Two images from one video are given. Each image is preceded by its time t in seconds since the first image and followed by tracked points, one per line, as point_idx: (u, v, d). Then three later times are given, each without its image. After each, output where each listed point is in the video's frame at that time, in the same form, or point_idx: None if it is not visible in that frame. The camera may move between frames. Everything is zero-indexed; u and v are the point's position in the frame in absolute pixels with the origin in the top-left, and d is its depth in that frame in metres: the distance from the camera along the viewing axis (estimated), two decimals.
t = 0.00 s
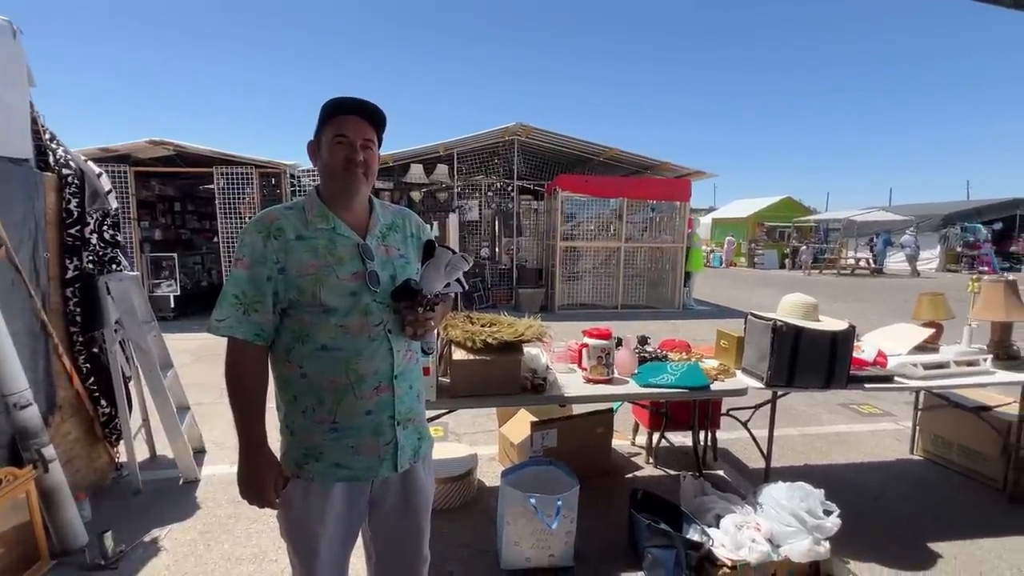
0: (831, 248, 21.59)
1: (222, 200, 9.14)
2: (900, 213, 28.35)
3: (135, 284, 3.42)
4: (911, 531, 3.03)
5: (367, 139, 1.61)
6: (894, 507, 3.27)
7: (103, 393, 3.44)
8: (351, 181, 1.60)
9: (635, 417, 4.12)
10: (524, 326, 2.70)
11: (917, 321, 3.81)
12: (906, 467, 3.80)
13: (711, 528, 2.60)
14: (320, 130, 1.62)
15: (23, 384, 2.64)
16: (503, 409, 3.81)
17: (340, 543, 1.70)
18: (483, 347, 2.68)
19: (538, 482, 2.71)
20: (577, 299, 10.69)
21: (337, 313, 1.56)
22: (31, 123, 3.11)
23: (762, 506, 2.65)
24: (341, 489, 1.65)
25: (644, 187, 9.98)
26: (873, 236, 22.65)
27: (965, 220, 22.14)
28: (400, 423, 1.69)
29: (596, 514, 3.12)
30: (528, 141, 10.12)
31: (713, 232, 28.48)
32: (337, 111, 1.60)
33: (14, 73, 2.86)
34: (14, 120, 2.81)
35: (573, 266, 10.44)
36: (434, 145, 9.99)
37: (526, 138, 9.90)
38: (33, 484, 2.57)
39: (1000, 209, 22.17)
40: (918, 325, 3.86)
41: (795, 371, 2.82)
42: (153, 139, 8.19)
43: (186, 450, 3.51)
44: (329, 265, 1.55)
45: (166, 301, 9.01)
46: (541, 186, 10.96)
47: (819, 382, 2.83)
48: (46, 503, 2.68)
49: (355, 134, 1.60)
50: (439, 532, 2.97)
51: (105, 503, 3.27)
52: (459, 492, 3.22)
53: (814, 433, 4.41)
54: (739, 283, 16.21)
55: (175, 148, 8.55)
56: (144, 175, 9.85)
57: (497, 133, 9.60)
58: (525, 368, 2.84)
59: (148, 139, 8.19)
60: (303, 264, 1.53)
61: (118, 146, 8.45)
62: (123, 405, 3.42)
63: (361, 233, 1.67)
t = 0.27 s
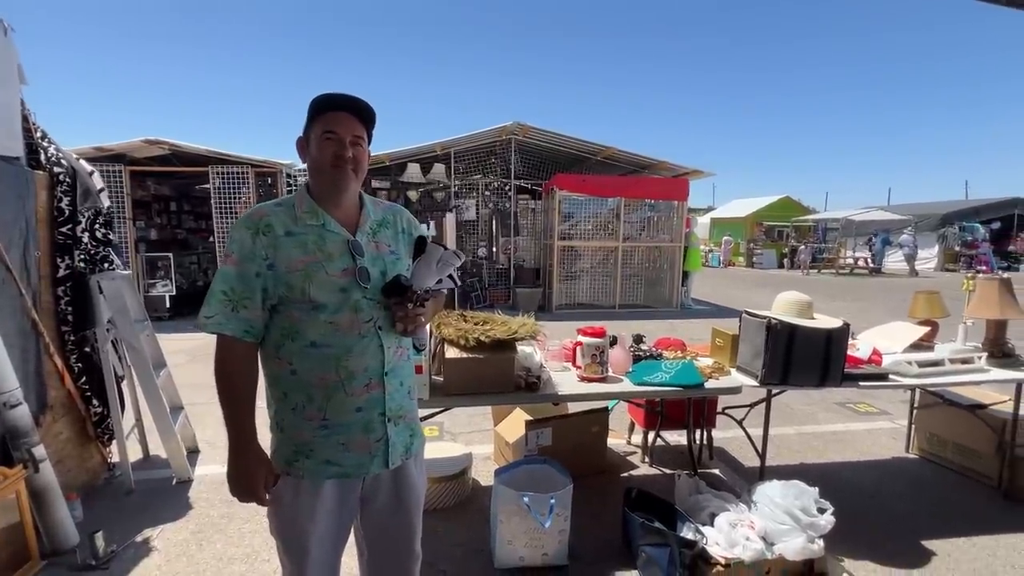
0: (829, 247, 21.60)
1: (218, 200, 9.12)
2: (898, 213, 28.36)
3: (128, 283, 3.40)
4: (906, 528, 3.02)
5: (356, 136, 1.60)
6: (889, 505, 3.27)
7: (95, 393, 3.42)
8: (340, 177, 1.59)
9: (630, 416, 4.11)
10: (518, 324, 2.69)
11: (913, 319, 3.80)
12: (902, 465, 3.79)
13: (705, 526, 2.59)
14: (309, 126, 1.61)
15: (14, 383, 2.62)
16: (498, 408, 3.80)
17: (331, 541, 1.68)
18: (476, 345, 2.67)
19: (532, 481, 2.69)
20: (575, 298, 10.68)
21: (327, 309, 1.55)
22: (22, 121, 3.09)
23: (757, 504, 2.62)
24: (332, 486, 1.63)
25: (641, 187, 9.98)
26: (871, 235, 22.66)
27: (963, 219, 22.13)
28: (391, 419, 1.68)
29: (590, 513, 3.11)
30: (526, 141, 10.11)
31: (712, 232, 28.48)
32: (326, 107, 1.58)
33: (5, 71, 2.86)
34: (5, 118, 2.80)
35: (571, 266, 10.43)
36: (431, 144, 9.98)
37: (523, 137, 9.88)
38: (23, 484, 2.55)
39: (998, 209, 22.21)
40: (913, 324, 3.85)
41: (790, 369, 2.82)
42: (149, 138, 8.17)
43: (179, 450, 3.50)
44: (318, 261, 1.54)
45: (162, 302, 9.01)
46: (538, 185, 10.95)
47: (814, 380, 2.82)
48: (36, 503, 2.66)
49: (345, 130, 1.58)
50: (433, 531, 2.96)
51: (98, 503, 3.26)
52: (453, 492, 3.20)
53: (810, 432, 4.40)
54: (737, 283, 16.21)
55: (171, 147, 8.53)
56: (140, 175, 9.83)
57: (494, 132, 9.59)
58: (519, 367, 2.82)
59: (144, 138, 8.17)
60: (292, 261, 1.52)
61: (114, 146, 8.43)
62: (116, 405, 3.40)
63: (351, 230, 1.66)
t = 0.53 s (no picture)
0: (827, 247, 21.64)
1: (215, 199, 9.12)
2: (895, 213, 28.43)
3: (123, 280, 3.41)
4: (898, 525, 3.03)
5: (347, 131, 1.61)
6: (882, 502, 3.29)
7: (90, 390, 3.42)
8: (332, 172, 1.60)
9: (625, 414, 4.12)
10: (511, 321, 2.70)
11: (906, 317, 3.82)
12: (895, 462, 3.81)
13: (698, 522, 2.60)
14: (301, 121, 1.62)
15: (8, 380, 2.63)
16: (493, 406, 3.81)
17: (323, 535, 1.69)
18: (470, 341, 2.68)
19: (525, 476, 2.70)
20: (572, 298, 10.69)
21: (319, 303, 1.56)
22: (17, 119, 3.10)
23: (749, 501, 2.65)
24: (325, 479, 1.64)
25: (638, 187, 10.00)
26: (868, 236, 22.71)
27: (960, 220, 22.19)
28: (383, 413, 1.69)
29: (584, 510, 3.12)
30: (523, 140, 10.12)
31: (710, 232, 28.52)
32: (317, 102, 1.59)
33: None
34: None
35: (568, 265, 10.44)
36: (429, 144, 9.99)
37: (521, 137, 9.89)
38: (16, 480, 2.55)
39: (994, 209, 22.27)
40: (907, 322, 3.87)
41: (782, 366, 2.83)
42: (146, 138, 8.16)
43: (174, 447, 3.50)
44: (311, 256, 1.55)
45: (159, 301, 9.00)
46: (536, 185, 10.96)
47: (806, 377, 2.84)
48: (31, 501, 2.67)
49: (336, 126, 1.59)
50: (427, 528, 2.97)
51: (92, 500, 3.26)
52: (448, 489, 3.21)
53: (804, 430, 4.42)
54: (734, 283, 16.24)
55: (168, 147, 8.52)
56: (137, 174, 9.82)
57: (491, 132, 9.60)
58: (512, 363, 2.83)
59: (141, 137, 8.16)
60: (284, 255, 1.53)
61: (111, 145, 8.42)
62: (111, 402, 3.41)
63: (344, 225, 1.66)
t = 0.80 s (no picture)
0: (823, 248, 21.75)
1: (213, 199, 9.13)
2: (891, 214, 28.54)
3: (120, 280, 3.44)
4: (885, 522, 3.08)
5: (340, 134, 1.64)
6: (869, 499, 3.33)
7: (87, 388, 3.45)
8: (325, 174, 1.63)
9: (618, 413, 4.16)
10: (504, 320, 2.74)
11: (895, 317, 3.86)
12: (884, 461, 3.87)
13: (687, 519, 2.65)
14: (294, 124, 1.65)
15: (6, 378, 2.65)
16: (488, 404, 3.85)
17: (316, 530, 1.72)
18: (463, 340, 2.71)
19: (517, 473, 2.74)
20: (569, 298, 10.73)
21: (313, 302, 1.59)
22: (15, 119, 3.12)
23: (738, 497, 2.70)
24: (319, 474, 1.68)
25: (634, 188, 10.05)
26: (864, 237, 22.82)
27: (955, 221, 22.31)
28: (376, 410, 1.73)
29: (576, 507, 3.16)
30: (520, 141, 10.15)
31: (706, 233, 28.62)
32: (310, 105, 1.63)
33: None
34: None
35: (564, 266, 10.49)
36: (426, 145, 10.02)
37: (518, 138, 9.93)
38: (14, 477, 2.58)
39: (989, 211, 22.39)
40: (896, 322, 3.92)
41: (771, 365, 2.87)
42: (143, 137, 8.18)
43: (171, 445, 3.52)
44: (304, 256, 1.58)
45: (156, 300, 9.02)
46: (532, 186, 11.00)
47: (795, 376, 2.88)
48: (27, 497, 2.69)
49: (328, 128, 1.63)
50: (421, 525, 3.00)
51: (89, 497, 3.29)
52: (442, 486, 3.24)
53: (796, 429, 4.47)
54: (730, 283, 16.30)
55: (165, 146, 8.54)
56: (135, 174, 9.84)
57: (488, 133, 9.63)
58: (505, 362, 2.87)
59: (138, 137, 8.18)
60: (278, 255, 1.56)
61: (108, 145, 8.43)
62: (107, 400, 3.43)
63: (336, 225, 1.70)
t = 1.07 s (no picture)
0: (820, 249, 21.82)
1: (210, 198, 9.15)
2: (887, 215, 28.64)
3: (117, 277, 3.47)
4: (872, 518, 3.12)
5: (331, 128, 1.67)
6: (858, 496, 3.38)
7: (84, 385, 3.48)
8: (317, 168, 1.66)
9: (612, 411, 4.20)
10: (497, 318, 2.77)
11: (885, 317, 3.91)
12: (874, 459, 3.91)
13: (677, 515, 2.69)
14: (287, 120, 1.69)
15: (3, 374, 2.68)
16: (482, 402, 3.88)
17: (309, 521, 1.75)
18: (456, 338, 2.75)
19: (509, 469, 2.78)
20: (565, 298, 10.77)
21: (306, 297, 1.62)
22: (12, 117, 3.14)
23: (727, 493, 2.73)
24: (311, 467, 1.71)
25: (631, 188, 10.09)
26: (861, 238, 22.90)
27: (951, 223, 22.41)
28: (368, 403, 1.76)
29: (568, 503, 3.19)
30: (518, 141, 10.18)
31: (704, 233, 28.70)
32: (301, 101, 1.66)
33: None
34: None
35: (561, 266, 10.52)
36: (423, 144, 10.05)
37: (515, 138, 9.96)
38: (10, 472, 2.61)
39: (984, 212, 22.50)
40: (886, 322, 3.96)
41: (760, 363, 2.91)
42: (141, 136, 8.19)
43: (167, 442, 3.55)
44: (297, 252, 1.61)
45: (154, 299, 9.04)
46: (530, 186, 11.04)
47: (784, 374, 2.92)
48: (24, 492, 2.72)
49: (319, 123, 1.66)
50: (414, 521, 3.03)
51: (85, 493, 3.31)
52: (436, 483, 3.27)
53: (788, 427, 4.51)
54: (727, 283, 16.36)
55: (163, 145, 8.55)
56: (132, 173, 9.85)
57: (486, 133, 9.65)
58: (498, 359, 2.90)
59: (136, 136, 8.19)
60: (271, 251, 1.59)
61: (105, 144, 8.45)
62: (104, 397, 3.46)
63: (329, 221, 1.73)
